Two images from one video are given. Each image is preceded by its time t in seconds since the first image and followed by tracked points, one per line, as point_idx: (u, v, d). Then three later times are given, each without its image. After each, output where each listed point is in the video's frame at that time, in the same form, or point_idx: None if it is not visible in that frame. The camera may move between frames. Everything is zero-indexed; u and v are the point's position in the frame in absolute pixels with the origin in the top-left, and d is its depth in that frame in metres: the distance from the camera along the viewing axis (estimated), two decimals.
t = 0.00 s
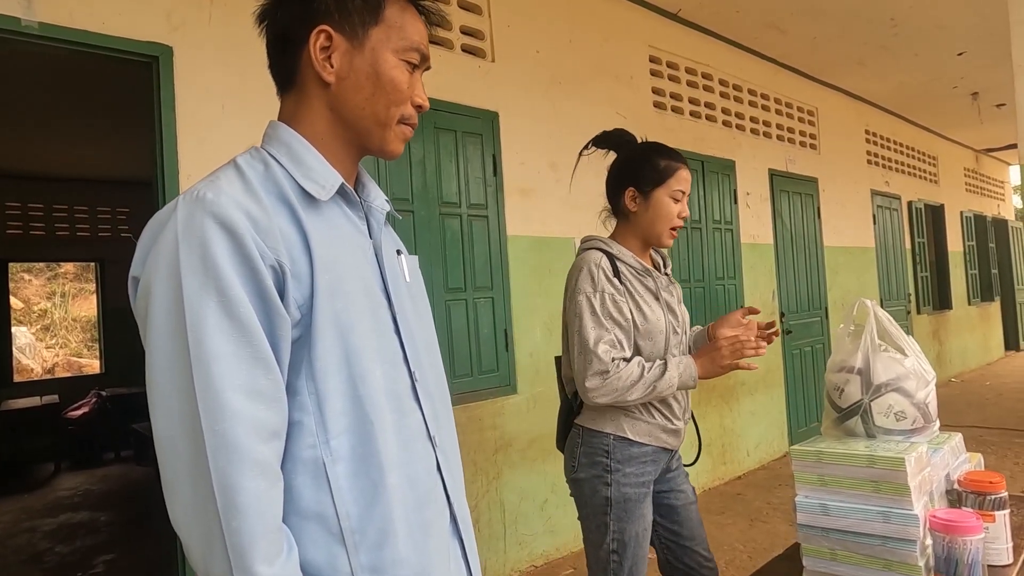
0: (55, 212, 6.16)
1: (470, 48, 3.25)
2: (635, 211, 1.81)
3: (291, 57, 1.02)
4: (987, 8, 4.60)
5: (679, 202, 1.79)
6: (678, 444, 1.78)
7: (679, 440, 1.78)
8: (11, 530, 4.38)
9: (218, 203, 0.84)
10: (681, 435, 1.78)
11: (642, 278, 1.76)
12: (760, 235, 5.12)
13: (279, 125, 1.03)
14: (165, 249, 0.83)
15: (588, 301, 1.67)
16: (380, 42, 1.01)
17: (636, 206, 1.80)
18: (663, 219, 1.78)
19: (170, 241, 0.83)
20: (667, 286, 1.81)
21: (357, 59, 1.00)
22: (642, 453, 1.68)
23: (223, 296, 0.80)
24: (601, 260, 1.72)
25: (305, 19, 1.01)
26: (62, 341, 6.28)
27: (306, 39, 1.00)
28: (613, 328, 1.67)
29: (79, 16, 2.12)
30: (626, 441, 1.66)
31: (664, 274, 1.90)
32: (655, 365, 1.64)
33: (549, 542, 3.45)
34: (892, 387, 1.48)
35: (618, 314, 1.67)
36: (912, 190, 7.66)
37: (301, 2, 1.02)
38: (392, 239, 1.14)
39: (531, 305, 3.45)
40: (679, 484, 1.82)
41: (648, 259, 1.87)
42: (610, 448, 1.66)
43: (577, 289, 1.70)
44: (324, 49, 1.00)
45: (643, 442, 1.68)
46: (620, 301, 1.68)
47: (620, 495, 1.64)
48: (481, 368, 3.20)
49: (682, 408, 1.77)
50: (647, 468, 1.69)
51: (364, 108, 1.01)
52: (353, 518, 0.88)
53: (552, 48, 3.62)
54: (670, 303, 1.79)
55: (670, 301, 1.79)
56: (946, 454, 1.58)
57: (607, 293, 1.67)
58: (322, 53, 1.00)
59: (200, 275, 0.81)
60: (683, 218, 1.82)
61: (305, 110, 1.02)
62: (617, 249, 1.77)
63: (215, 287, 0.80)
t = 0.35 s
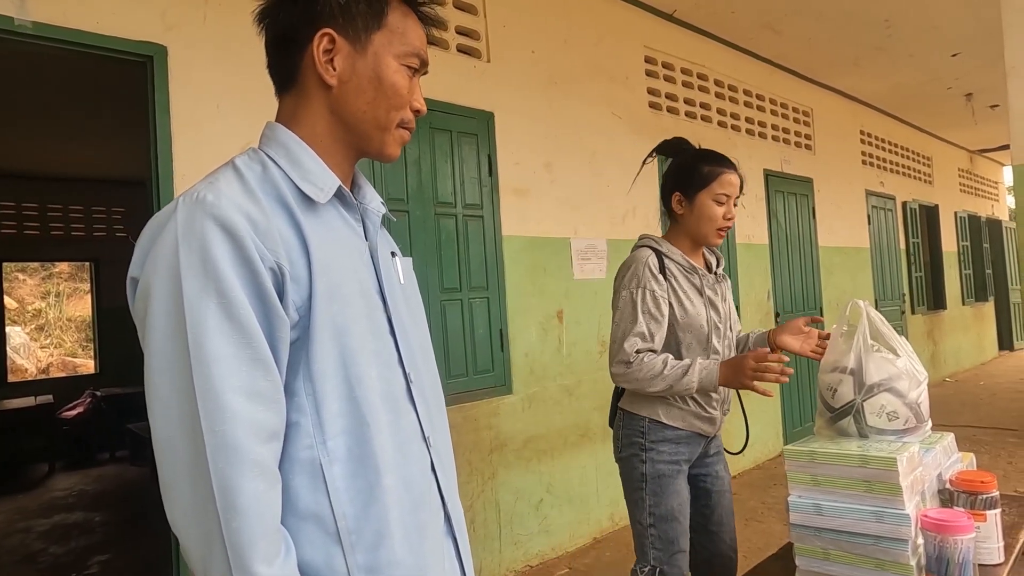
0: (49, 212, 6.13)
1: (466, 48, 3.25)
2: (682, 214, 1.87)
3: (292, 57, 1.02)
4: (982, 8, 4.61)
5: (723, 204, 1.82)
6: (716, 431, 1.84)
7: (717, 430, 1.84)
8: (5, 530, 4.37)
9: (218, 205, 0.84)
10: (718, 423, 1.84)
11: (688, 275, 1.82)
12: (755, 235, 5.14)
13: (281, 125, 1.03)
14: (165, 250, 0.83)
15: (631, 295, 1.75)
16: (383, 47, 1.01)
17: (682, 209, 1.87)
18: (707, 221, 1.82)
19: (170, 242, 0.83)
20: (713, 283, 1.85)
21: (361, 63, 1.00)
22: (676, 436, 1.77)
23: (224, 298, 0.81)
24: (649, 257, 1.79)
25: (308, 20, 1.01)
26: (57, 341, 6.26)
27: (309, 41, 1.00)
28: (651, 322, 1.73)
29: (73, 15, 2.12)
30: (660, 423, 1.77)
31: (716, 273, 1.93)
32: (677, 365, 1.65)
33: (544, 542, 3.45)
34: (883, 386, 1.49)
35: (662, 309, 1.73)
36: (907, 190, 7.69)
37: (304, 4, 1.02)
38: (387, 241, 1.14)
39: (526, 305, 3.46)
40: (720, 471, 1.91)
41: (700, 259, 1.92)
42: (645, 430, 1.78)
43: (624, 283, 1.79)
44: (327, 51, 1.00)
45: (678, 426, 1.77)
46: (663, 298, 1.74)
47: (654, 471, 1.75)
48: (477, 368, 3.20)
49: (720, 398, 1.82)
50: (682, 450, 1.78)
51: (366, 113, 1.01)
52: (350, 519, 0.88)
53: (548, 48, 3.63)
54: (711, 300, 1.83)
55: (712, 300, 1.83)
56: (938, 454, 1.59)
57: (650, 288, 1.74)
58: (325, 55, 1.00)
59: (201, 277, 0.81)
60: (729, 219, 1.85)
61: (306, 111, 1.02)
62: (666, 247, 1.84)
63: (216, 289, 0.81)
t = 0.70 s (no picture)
0: (36, 211, 6.07)
1: (457, 47, 3.25)
2: (688, 213, 1.90)
3: (288, 60, 1.02)
4: (969, 9, 4.65)
5: (719, 204, 1.81)
6: (722, 424, 1.83)
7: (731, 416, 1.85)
8: None
9: (213, 207, 0.84)
10: (723, 416, 1.82)
11: (699, 270, 1.84)
12: (745, 234, 5.17)
13: (279, 126, 1.04)
14: (161, 252, 0.83)
15: (647, 284, 1.80)
16: (377, 51, 1.01)
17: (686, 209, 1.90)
18: (704, 220, 1.83)
19: (166, 244, 0.84)
20: (723, 279, 1.86)
21: (356, 66, 1.01)
22: (681, 422, 1.80)
23: (218, 298, 0.81)
24: (658, 250, 1.84)
25: (303, 23, 1.01)
26: (44, 341, 6.17)
27: (304, 44, 1.01)
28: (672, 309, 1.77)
29: (61, 13, 2.10)
30: (663, 411, 1.81)
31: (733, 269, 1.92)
32: (716, 364, 1.63)
33: (535, 540, 3.46)
34: (870, 383, 1.50)
35: (674, 295, 1.78)
36: (895, 189, 7.75)
37: (300, 7, 1.02)
38: (382, 242, 1.14)
39: (517, 304, 3.47)
40: (730, 458, 1.93)
41: (716, 255, 1.92)
42: (649, 418, 1.82)
43: (636, 275, 1.83)
44: (321, 55, 1.00)
45: (680, 415, 1.80)
46: (673, 284, 1.79)
47: (662, 457, 1.79)
48: (468, 367, 3.21)
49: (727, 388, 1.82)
50: (687, 436, 1.81)
51: (360, 116, 1.01)
52: (344, 515, 0.89)
53: (539, 48, 3.63)
54: (721, 295, 1.84)
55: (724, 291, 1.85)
56: (924, 451, 1.61)
57: (663, 276, 1.79)
58: (319, 59, 1.00)
59: (197, 278, 0.81)
60: (729, 218, 1.81)
61: (302, 113, 1.03)
62: (677, 242, 1.88)
63: (211, 290, 0.81)
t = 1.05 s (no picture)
0: (16, 207, 5.88)
1: (442, 44, 3.21)
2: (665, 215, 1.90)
3: (297, 61, 1.05)
4: (949, 9, 4.71)
5: (694, 206, 1.81)
6: (722, 422, 1.83)
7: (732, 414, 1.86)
8: None
9: (226, 204, 0.87)
10: (722, 415, 1.82)
11: (685, 271, 1.84)
12: (730, 231, 5.20)
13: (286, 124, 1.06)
14: (177, 245, 0.86)
15: (632, 291, 1.79)
16: (385, 57, 1.05)
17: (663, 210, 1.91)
18: (680, 222, 1.83)
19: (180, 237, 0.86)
20: (709, 277, 1.85)
21: (364, 71, 1.04)
22: (680, 426, 1.80)
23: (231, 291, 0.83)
24: (641, 253, 1.84)
25: (314, 28, 1.04)
26: (25, 339, 6.19)
27: (314, 47, 1.03)
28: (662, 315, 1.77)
29: (40, 6, 2.08)
30: (661, 416, 1.80)
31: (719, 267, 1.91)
32: (716, 365, 1.64)
33: (522, 536, 3.47)
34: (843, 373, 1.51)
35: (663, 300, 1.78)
36: (878, 186, 7.83)
37: (311, 13, 1.05)
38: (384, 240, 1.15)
39: (503, 301, 3.47)
40: (733, 457, 1.91)
41: (701, 255, 1.92)
42: (647, 422, 1.82)
43: (622, 282, 1.83)
44: (331, 60, 1.03)
45: (679, 418, 1.79)
46: (660, 289, 1.79)
47: (660, 463, 1.79)
48: (454, 364, 3.20)
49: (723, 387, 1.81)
50: (686, 440, 1.80)
51: (366, 117, 1.04)
52: (347, 503, 0.91)
53: (525, 45, 3.63)
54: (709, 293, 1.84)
55: (711, 290, 1.85)
56: (903, 445, 1.63)
57: (648, 281, 1.79)
58: (329, 63, 1.03)
59: (210, 272, 0.84)
60: (705, 219, 1.81)
61: (309, 113, 1.05)
62: (660, 245, 1.87)
63: (224, 284, 0.83)
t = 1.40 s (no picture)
0: None
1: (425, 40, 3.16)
2: (645, 208, 1.82)
3: (334, 76, 1.10)
4: (930, 10, 4.75)
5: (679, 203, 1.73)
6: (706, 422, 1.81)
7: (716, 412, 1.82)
8: None
9: (280, 203, 0.93)
10: (706, 415, 1.80)
11: (656, 269, 1.79)
12: (713, 229, 5.23)
13: (320, 133, 1.11)
14: (236, 237, 0.92)
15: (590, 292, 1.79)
16: (415, 79, 1.09)
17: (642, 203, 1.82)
18: (663, 220, 1.76)
19: (240, 230, 0.93)
20: (684, 276, 1.79)
21: (395, 90, 1.08)
22: (663, 427, 1.78)
23: (287, 281, 0.90)
24: (611, 253, 1.80)
25: (354, 46, 1.09)
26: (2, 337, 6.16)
27: (351, 64, 1.09)
28: (610, 315, 1.75)
29: None
30: (641, 418, 1.80)
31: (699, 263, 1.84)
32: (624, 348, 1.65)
33: (505, 534, 3.47)
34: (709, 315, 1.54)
35: (624, 304, 1.74)
36: (859, 185, 7.91)
37: (351, 33, 1.11)
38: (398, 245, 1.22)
39: (487, 299, 3.46)
40: (720, 456, 1.90)
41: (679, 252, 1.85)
42: (629, 424, 1.82)
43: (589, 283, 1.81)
44: (367, 77, 1.08)
45: (661, 420, 1.78)
46: (622, 291, 1.76)
47: (643, 465, 1.79)
48: (436, 362, 3.18)
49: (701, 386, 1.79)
50: (670, 440, 1.79)
51: (393, 133, 1.09)
52: (376, 485, 0.97)
53: (509, 41, 3.62)
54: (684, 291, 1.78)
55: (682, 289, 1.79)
56: (882, 441, 1.65)
57: (613, 283, 1.75)
58: (365, 80, 1.08)
59: (267, 263, 0.90)
60: (690, 217, 1.74)
61: (340, 125, 1.10)
62: (633, 242, 1.82)
63: (281, 274, 0.90)
